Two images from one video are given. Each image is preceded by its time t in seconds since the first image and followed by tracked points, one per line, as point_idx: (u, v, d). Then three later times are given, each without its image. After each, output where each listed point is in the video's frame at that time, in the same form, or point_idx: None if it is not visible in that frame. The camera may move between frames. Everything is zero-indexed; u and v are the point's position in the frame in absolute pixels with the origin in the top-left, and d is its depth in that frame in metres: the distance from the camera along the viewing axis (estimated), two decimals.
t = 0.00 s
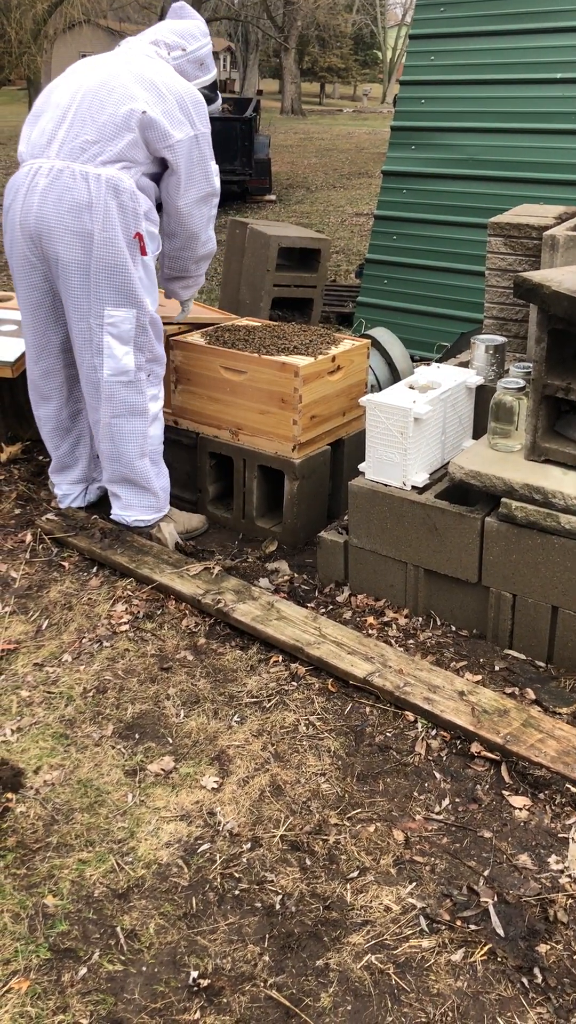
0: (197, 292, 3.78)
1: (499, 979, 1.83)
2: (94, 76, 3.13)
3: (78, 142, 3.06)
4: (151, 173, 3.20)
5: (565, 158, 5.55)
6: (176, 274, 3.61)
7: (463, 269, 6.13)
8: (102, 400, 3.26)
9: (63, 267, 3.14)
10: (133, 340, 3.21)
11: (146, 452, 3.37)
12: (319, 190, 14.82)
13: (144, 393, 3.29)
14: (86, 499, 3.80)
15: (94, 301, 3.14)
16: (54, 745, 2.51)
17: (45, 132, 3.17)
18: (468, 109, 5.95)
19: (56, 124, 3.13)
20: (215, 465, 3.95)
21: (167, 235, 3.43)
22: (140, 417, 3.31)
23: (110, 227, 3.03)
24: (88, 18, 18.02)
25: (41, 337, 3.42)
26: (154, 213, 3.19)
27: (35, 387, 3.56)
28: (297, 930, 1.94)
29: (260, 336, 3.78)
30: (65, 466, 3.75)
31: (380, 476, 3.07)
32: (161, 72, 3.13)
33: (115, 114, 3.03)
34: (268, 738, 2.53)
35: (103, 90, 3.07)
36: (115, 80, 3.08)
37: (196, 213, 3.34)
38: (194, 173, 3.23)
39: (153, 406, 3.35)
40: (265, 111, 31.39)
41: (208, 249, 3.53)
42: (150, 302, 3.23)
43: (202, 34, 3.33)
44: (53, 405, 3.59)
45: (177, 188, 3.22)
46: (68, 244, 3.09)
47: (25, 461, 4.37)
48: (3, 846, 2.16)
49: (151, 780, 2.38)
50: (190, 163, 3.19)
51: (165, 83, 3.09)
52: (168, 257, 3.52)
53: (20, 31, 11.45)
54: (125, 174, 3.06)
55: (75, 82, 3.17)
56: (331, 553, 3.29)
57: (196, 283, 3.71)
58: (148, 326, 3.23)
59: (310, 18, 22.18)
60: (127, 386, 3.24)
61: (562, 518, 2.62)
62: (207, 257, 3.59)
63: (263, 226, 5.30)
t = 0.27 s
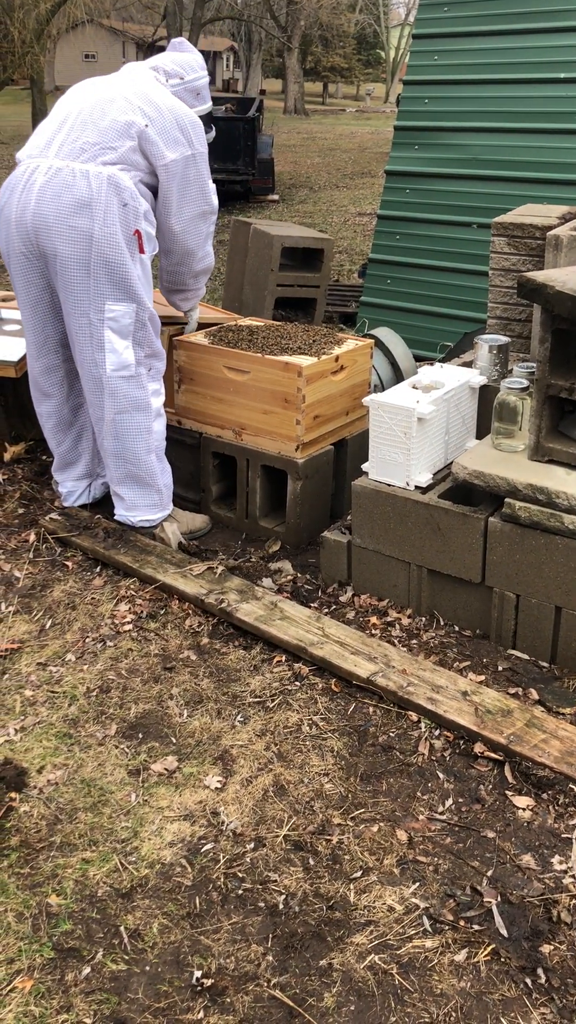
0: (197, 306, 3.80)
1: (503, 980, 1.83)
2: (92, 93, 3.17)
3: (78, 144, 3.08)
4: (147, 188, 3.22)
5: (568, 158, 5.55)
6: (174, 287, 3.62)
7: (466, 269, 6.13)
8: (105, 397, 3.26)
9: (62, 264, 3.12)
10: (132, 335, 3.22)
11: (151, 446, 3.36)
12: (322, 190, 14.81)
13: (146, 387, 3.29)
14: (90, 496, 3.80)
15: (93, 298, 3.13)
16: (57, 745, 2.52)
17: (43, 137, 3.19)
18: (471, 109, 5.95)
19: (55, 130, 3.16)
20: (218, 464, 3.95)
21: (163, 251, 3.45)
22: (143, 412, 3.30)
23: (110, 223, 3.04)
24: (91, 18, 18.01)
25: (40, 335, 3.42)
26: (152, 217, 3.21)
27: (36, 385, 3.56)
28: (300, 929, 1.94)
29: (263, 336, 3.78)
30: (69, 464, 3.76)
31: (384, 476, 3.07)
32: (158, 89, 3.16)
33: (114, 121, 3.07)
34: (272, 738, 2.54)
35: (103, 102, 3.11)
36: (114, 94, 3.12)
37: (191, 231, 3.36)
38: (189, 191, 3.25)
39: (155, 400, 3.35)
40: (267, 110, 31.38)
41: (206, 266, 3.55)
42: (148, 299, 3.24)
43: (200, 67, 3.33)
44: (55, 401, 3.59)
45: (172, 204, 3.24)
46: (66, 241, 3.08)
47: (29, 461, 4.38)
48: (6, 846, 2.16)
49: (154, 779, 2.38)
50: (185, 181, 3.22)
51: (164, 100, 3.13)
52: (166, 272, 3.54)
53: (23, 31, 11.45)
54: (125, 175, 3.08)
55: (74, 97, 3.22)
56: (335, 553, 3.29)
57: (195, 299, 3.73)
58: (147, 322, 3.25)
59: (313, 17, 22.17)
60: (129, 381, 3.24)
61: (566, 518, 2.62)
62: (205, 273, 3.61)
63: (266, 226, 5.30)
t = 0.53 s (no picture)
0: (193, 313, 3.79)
1: (504, 981, 1.83)
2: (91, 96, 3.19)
3: (75, 143, 3.09)
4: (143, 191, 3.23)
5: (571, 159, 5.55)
6: (168, 293, 3.62)
7: (469, 270, 6.13)
8: (100, 395, 3.26)
9: (57, 263, 3.14)
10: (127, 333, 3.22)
11: (148, 442, 3.37)
12: (325, 191, 14.82)
13: (142, 384, 3.29)
14: (92, 494, 3.79)
15: (88, 296, 3.13)
16: (60, 745, 2.52)
17: (41, 138, 3.21)
18: (473, 110, 5.95)
19: (53, 131, 3.18)
20: (220, 465, 3.96)
21: (158, 255, 3.44)
22: (139, 410, 3.30)
23: (105, 220, 3.04)
24: (93, 18, 18.01)
25: (39, 333, 3.43)
26: (148, 217, 3.21)
27: (36, 383, 3.57)
28: (302, 930, 1.94)
29: (265, 337, 3.78)
30: (71, 462, 3.76)
31: (387, 477, 3.06)
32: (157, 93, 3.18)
33: (112, 122, 3.08)
34: (274, 738, 2.54)
35: (101, 104, 3.13)
36: (113, 97, 3.14)
37: (186, 236, 3.36)
38: (184, 196, 3.26)
39: (152, 397, 3.35)
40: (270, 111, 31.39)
41: (200, 273, 3.54)
42: (144, 297, 3.24)
43: (198, 79, 3.35)
44: (55, 399, 3.60)
45: (166, 208, 3.24)
46: (62, 238, 3.09)
47: (31, 461, 4.38)
48: (9, 845, 2.17)
49: (157, 779, 2.38)
50: (180, 185, 3.22)
51: (162, 105, 3.15)
52: (160, 277, 3.53)
53: (26, 31, 11.47)
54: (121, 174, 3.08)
55: (73, 101, 3.24)
56: (337, 554, 3.29)
57: (190, 305, 3.73)
58: (142, 320, 3.25)
59: (317, 18, 22.17)
60: (124, 379, 3.25)
61: (568, 520, 2.62)
62: (201, 280, 3.61)
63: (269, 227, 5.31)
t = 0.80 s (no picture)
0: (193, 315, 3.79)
1: (506, 984, 1.83)
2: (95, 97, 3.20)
3: (78, 144, 3.09)
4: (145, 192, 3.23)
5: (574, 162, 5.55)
6: (169, 295, 3.61)
7: (472, 272, 6.14)
8: (102, 395, 3.26)
9: (60, 264, 3.14)
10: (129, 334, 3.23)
11: (151, 443, 3.37)
12: (328, 193, 14.83)
13: (144, 384, 3.30)
14: (95, 495, 3.80)
15: (90, 296, 3.14)
16: (61, 746, 2.52)
17: (44, 138, 3.21)
18: (477, 113, 5.95)
19: (57, 132, 3.18)
20: (223, 467, 3.96)
21: (159, 257, 3.44)
22: (141, 411, 3.31)
23: (108, 221, 3.04)
24: (97, 19, 18.04)
25: (41, 333, 3.43)
26: (150, 217, 3.22)
27: (38, 384, 3.57)
28: (304, 932, 1.94)
29: (268, 339, 3.78)
30: (73, 462, 3.77)
31: (389, 479, 3.06)
32: (160, 96, 3.19)
33: (114, 123, 3.09)
34: (275, 739, 2.54)
35: (104, 106, 3.14)
36: (117, 99, 3.15)
37: (187, 237, 3.36)
38: (185, 197, 3.26)
39: (154, 398, 3.35)
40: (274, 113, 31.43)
41: (201, 274, 3.54)
42: (146, 298, 3.25)
43: (198, 79, 3.36)
44: (57, 399, 3.61)
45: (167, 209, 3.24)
46: (64, 239, 3.09)
47: (34, 462, 4.38)
48: (10, 846, 2.17)
49: (158, 780, 2.38)
50: (181, 187, 3.23)
51: (164, 107, 3.16)
52: (161, 278, 3.53)
53: (30, 32, 11.49)
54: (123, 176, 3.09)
55: (77, 102, 3.24)
56: (339, 556, 3.29)
57: (190, 307, 3.73)
58: (144, 321, 3.25)
59: (320, 19, 22.18)
60: (126, 379, 3.25)
61: (571, 522, 2.61)
62: (201, 281, 3.61)
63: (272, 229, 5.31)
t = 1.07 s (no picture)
0: (199, 318, 3.80)
1: (509, 989, 1.82)
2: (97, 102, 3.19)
3: (81, 150, 3.10)
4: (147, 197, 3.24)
5: None
6: (173, 298, 3.62)
7: (474, 277, 6.14)
8: (105, 399, 3.27)
9: (63, 268, 3.14)
10: (132, 338, 3.24)
11: (154, 447, 3.37)
12: (330, 198, 14.85)
13: (147, 389, 3.30)
14: (98, 500, 3.80)
15: (94, 301, 3.14)
16: (65, 749, 2.52)
17: (46, 143, 3.20)
18: (480, 118, 5.96)
19: (59, 137, 3.18)
20: (226, 471, 3.96)
21: (163, 261, 3.45)
22: (144, 414, 3.31)
23: (112, 226, 3.05)
24: (99, 24, 18.09)
25: (44, 337, 3.44)
26: (153, 222, 3.22)
27: (41, 388, 3.58)
28: (307, 936, 1.94)
29: (271, 343, 3.79)
30: (76, 466, 3.77)
31: (392, 483, 3.07)
32: (162, 101, 3.20)
33: (117, 129, 3.09)
34: (278, 744, 2.54)
35: (106, 111, 3.14)
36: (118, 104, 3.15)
37: (190, 242, 3.37)
38: (188, 202, 3.27)
39: (157, 402, 3.36)
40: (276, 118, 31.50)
41: (205, 278, 3.55)
42: (149, 302, 3.26)
43: (199, 81, 3.37)
44: (60, 404, 3.61)
45: (170, 214, 3.25)
46: (68, 244, 3.09)
47: (37, 466, 4.39)
48: (14, 849, 2.17)
49: (161, 784, 2.38)
50: (183, 192, 3.24)
51: (167, 112, 3.16)
52: (166, 283, 3.54)
53: (33, 37, 11.54)
54: (126, 181, 3.09)
55: (78, 107, 3.24)
56: (342, 560, 3.29)
57: (195, 311, 3.73)
58: (147, 325, 3.26)
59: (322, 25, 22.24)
60: (130, 383, 3.25)
61: (574, 527, 2.61)
62: (206, 285, 3.61)
63: (275, 233, 5.32)
